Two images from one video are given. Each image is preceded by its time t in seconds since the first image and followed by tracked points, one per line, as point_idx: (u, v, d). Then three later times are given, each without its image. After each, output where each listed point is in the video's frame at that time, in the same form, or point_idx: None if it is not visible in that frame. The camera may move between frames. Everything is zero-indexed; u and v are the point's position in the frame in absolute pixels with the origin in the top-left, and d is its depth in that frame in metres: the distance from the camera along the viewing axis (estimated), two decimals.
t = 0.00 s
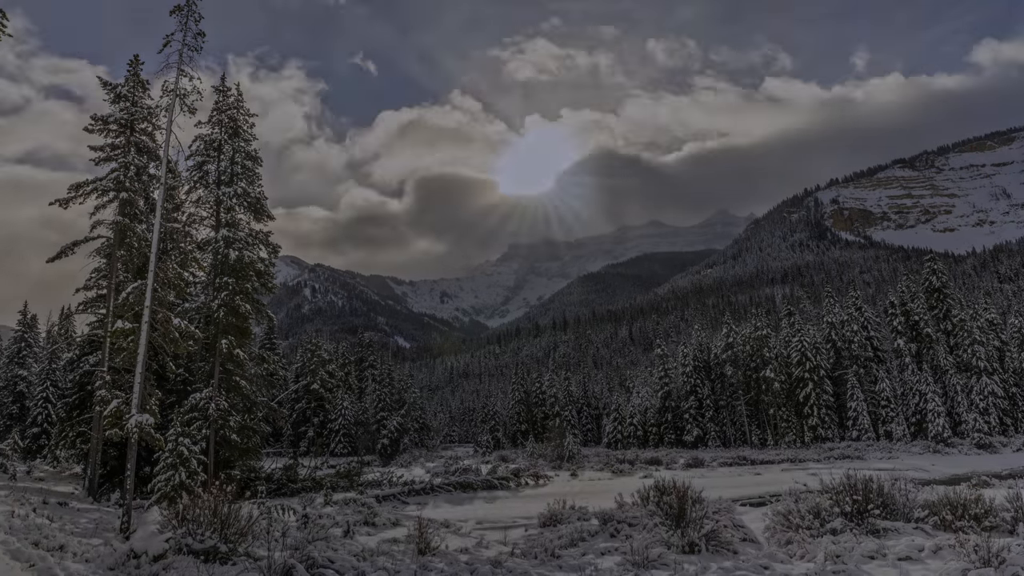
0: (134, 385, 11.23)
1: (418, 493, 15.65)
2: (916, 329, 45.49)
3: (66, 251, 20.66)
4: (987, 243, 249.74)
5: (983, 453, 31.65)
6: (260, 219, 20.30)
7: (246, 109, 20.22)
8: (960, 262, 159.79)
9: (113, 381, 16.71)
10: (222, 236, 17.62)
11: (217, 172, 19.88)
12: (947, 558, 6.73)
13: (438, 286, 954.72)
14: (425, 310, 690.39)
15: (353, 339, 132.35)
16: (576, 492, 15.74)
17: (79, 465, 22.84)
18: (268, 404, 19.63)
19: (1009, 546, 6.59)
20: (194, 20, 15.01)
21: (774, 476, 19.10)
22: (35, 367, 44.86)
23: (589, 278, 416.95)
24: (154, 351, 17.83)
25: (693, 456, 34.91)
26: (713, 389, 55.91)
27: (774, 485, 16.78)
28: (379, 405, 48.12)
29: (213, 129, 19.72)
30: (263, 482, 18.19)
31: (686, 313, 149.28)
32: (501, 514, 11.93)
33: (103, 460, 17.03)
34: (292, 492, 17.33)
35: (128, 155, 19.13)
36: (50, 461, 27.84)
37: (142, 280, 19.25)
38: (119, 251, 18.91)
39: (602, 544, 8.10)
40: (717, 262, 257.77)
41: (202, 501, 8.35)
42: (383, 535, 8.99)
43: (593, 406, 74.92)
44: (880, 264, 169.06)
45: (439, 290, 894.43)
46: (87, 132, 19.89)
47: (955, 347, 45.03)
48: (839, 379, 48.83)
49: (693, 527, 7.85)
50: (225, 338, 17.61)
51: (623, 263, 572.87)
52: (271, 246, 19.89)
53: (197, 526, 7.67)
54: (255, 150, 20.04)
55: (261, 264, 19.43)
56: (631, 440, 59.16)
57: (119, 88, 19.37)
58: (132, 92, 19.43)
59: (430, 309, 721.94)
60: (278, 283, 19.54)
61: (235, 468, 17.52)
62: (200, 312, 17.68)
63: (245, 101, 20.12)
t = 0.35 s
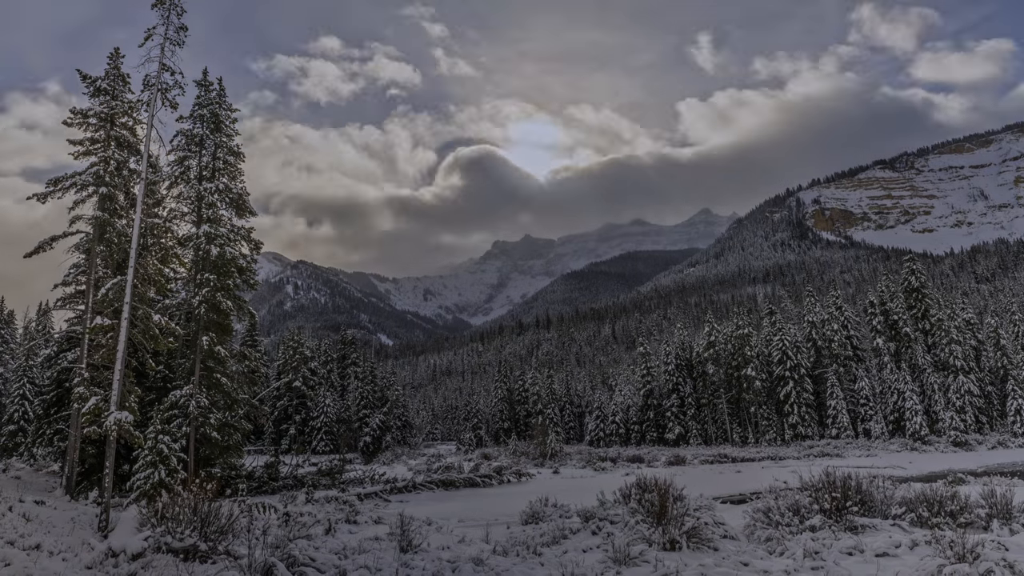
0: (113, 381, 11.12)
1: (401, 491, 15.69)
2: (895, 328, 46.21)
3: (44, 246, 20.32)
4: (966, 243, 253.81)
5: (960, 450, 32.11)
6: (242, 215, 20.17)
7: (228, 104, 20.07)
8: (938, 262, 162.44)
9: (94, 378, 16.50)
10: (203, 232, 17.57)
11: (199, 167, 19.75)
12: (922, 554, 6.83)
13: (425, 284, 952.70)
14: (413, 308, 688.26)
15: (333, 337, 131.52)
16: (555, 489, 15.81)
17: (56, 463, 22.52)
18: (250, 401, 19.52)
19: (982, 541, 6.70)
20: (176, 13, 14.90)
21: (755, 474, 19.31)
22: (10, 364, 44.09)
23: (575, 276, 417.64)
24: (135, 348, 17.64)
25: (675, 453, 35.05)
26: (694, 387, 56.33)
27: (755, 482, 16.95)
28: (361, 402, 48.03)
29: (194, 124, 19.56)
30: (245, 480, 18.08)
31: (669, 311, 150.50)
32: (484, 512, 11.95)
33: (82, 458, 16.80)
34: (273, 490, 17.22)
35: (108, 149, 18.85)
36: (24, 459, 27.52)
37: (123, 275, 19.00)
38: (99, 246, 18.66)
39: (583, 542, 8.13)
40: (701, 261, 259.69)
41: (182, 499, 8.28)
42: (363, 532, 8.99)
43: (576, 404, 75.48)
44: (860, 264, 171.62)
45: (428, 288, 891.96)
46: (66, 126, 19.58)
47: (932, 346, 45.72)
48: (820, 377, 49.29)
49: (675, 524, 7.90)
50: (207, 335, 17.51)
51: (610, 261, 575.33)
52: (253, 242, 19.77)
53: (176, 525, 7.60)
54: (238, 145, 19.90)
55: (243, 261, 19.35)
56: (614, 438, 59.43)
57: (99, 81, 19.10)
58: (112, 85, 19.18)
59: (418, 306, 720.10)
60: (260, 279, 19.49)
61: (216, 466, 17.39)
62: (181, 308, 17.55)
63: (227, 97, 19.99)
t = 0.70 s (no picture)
0: (96, 379, 11.01)
1: (386, 489, 15.62)
2: (878, 328, 46.74)
3: (25, 242, 20.05)
4: (948, 244, 257.13)
5: (941, 448, 32.34)
6: (228, 211, 20.10)
7: (214, 100, 19.98)
8: (921, 262, 164.49)
9: (76, 375, 16.30)
10: (188, 229, 17.54)
11: (184, 163, 19.65)
12: (904, 551, 6.89)
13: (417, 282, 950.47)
14: (403, 306, 686.85)
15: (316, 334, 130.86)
16: (543, 487, 15.87)
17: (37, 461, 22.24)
18: (235, 399, 19.46)
19: (963, 537, 6.77)
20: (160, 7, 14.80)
21: (738, 471, 19.47)
22: None
23: (563, 275, 418.10)
24: (117, 345, 17.47)
25: (659, 451, 35.16)
26: (680, 386, 56.60)
27: (740, 480, 17.19)
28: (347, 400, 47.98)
29: (179, 120, 19.44)
30: (229, 478, 18.03)
31: (655, 309, 151.43)
32: (469, 510, 11.96)
33: (64, 456, 16.61)
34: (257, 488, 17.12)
35: (92, 145, 18.61)
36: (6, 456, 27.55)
37: (107, 272, 18.80)
38: (83, 242, 18.45)
39: (568, 539, 8.15)
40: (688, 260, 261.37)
41: (165, 497, 8.24)
42: (349, 530, 8.94)
43: (562, 402, 75.86)
44: (844, 264, 173.29)
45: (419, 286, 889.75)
46: (49, 121, 19.32)
47: (914, 345, 46.19)
48: (804, 376, 49.66)
49: (660, 522, 7.96)
50: (191, 332, 17.41)
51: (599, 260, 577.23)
52: (239, 239, 19.73)
53: (160, 523, 7.55)
54: (224, 142, 19.83)
55: (228, 258, 19.35)
56: (599, 437, 59.58)
57: (83, 76, 18.85)
58: (97, 80, 18.98)
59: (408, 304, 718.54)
60: (246, 277, 19.51)
61: (201, 463, 17.31)
62: (165, 305, 17.47)
63: (212, 92, 19.86)
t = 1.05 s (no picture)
0: (78, 376, 10.92)
1: (371, 487, 15.50)
2: (861, 327, 47.17)
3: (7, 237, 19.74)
4: (930, 245, 260.19)
5: (921, 446, 32.64)
6: (213, 208, 19.96)
7: (199, 95, 19.83)
8: (904, 262, 166.26)
9: (58, 373, 16.13)
10: (172, 225, 17.44)
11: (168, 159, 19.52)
12: (885, 548, 6.96)
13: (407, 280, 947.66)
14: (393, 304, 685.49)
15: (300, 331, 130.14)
16: (529, 485, 15.86)
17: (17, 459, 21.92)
18: (220, 397, 19.37)
19: (943, 535, 6.85)
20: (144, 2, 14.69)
21: (724, 470, 19.55)
22: None
23: (551, 273, 418.70)
24: (100, 341, 17.28)
25: (644, 449, 35.15)
26: (665, 384, 56.79)
27: (725, 478, 17.33)
28: (332, 398, 47.95)
29: (164, 115, 19.28)
30: (213, 476, 17.93)
31: (641, 308, 151.98)
32: (453, 508, 11.94)
33: (45, 454, 16.42)
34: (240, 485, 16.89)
35: (75, 140, 18.26)
36: None
37: (90, 268, 18.57)
38: (65, 238, 18.16)
39: (553, 537, 8.17)
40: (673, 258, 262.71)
41: (148, 495, 8.19)
42: (333, 529, 8.91)
43: (548, 400, 75.99)
44: (828, 263, 175.02)
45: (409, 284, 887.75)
46: (31, 115, 18.99)
47: (896, 345, 46.73)
48: (788, 374, 50.00)
49: (645, 520, 7.98)
50: (175, 330, 17.33)
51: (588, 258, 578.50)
52: (224, 236, 19.62)
53: (142, 521, 7.51)
54: (209, 138, 19.72)
55: (213, 255, 19.30)
56: (585, 435, 59.57)
57: (66, 70, 18.54)
58: (80, 75, 18.70)
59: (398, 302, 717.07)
60: (231, 273, 19.45)
61: (184, 461, 17.21)
62: (150, 302, 17.34)
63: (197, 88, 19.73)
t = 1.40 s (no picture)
0: (59, 373, 10.81)
1: (356, 485, 15.41)
2: (845, 326, 47.65)
3: None
4: (913, 245, 263.28)
5: (902, 445, 32.97)
6: (198, 204, 19.86)
7: (184, 91, 19.76)
8: (887, 262, 168.18)
9: (39, 370, 15.93)
10: (156, 221, 17.44)
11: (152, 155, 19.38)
12: (866, 545, 7.02)
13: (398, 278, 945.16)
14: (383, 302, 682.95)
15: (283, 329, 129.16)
16: (515, 482, 15.94)
17: None
18: (204, 394, 19.28)
19: (922, 531, 6.93)
20: None
21: (710, 468, 19.59)
22: None
23: (538, 272, 419.09)
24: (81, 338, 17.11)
25: (630, 447, 35.21)
26: (651, 383, 57.01)
27: (710, 475, 17.51)
28: (317, 396, 47.80)
29: (148, 110, 19.16)
30: (197, 473, 17.83)
31: (627, 307, 152.56)
32: (438, 505, 11.97)
33: (25, 452, 16.23)
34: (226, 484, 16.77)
35: (57, 134, 17.70)
36: None
37: (73, 265, 18.27)
38: (46, 234, 17.64)
39: (538, 535, 8.19)
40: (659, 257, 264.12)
41: (132, 493, 8.15)
42: (319, 527, 8.87)
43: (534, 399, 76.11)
44: (812, 263, 176.83)
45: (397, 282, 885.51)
46: (14, 109, 18.68)
47: (879, 344, 47.25)
48: (772, 373, 50.39)
49: (629, 517, 8.01)
50: (158, 327, 17.21)
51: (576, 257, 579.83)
52: (209, 232, 19.58)
53: (125, 519, 7.47)
54: (194, 134, 19.62)
55: (197, 251, 19.34)
56: (571, 433, 59.58)
57: (49, 63, 18.29)
58: (64, 69, 18.47)
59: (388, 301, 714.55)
60: (216, 270, 19.47)
61: (167, 459, 17.12)
62: (133, 298, 17.24)
63: (182, 83, 19.63)
